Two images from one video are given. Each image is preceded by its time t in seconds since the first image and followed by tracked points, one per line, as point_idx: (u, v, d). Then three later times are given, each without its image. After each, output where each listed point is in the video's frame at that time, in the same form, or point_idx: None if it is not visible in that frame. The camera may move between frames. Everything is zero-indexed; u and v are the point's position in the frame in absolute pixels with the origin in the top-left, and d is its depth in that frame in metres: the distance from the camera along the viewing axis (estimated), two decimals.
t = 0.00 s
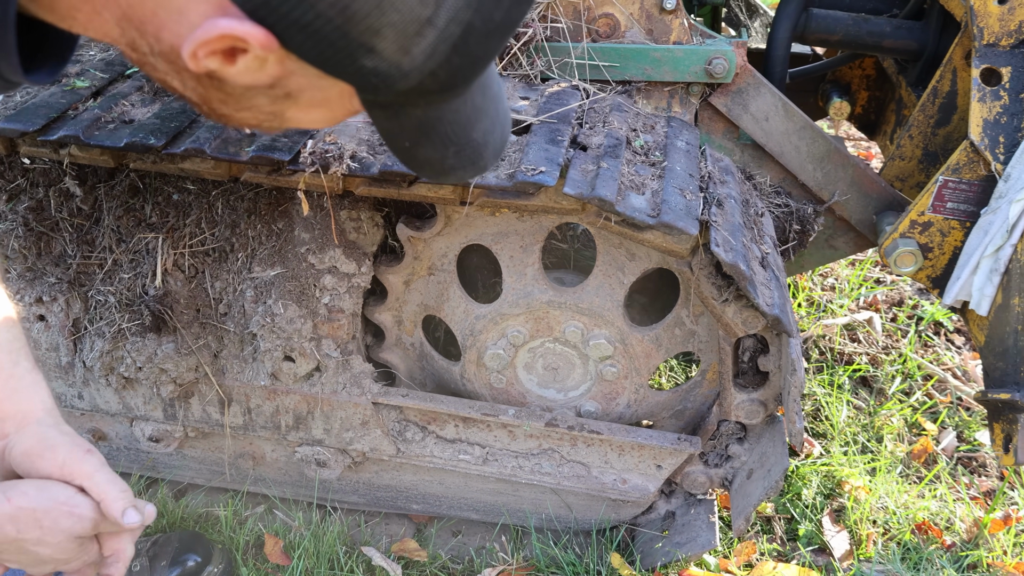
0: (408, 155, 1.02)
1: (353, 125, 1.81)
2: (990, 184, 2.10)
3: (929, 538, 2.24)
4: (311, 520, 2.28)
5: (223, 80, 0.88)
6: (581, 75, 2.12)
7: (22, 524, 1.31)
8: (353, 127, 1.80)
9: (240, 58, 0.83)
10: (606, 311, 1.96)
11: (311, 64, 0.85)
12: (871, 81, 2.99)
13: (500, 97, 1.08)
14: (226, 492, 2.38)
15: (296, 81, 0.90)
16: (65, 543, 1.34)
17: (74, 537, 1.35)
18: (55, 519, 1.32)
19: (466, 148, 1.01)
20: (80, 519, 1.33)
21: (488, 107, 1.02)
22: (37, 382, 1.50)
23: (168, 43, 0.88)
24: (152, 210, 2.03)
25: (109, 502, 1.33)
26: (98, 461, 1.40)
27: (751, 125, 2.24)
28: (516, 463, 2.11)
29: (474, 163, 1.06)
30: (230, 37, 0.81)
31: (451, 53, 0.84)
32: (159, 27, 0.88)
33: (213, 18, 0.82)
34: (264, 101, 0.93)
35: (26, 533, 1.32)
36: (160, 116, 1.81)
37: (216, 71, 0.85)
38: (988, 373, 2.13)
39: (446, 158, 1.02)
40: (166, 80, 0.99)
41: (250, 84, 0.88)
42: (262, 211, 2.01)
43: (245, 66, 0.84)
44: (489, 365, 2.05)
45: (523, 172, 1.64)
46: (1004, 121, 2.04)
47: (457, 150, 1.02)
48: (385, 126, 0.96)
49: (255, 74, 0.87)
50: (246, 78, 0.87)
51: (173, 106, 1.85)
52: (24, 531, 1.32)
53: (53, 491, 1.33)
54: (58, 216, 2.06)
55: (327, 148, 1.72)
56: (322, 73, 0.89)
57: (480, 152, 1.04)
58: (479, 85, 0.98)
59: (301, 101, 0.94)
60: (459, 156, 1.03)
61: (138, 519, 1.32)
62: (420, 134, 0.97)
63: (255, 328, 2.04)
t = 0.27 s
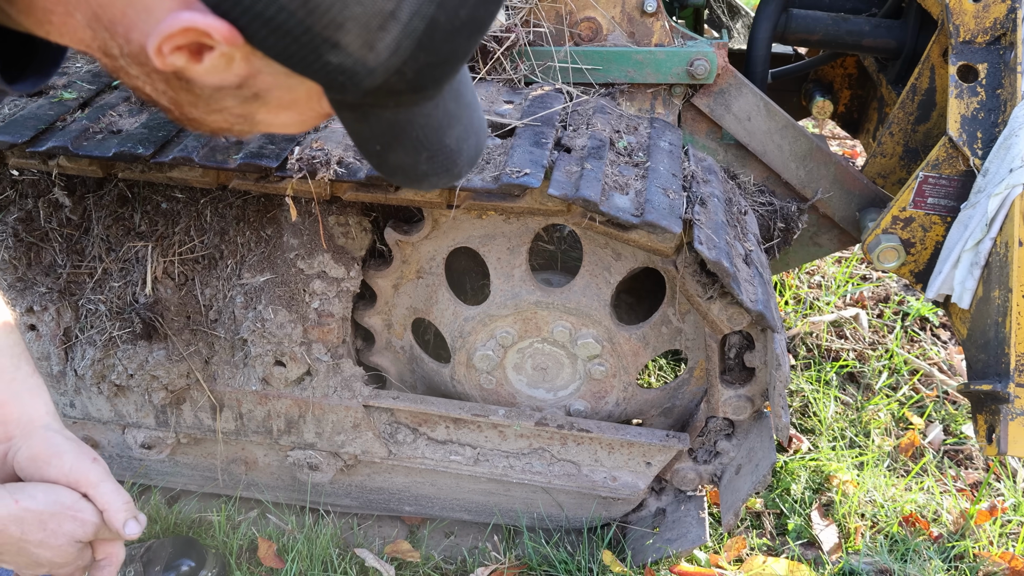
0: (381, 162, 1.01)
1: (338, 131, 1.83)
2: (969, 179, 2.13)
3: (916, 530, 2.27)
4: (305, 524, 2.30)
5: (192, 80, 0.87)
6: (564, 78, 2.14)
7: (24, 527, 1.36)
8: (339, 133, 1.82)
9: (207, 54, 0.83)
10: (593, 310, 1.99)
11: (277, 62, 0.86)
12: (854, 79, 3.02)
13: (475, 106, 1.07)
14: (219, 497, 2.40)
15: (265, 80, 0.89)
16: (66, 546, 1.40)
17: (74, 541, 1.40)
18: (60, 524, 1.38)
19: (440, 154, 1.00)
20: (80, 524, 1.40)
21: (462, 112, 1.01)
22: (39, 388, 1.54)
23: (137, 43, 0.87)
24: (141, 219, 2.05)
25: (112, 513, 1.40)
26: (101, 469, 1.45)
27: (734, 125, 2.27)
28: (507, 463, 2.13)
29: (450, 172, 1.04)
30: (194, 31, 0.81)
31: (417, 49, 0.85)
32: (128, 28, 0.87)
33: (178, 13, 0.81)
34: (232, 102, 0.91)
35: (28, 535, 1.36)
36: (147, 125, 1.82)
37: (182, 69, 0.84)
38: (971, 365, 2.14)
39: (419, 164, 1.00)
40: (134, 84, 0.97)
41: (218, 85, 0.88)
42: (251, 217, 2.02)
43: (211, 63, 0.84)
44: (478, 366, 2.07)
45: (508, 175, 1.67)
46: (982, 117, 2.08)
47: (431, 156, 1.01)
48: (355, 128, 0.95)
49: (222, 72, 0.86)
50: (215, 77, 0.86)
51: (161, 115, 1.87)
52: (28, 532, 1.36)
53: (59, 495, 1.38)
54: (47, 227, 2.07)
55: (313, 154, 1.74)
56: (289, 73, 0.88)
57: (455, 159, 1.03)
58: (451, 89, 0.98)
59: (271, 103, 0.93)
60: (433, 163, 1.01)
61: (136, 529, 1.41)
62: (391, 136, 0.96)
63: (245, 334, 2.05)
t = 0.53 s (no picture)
0: (333, 164, 1.01)
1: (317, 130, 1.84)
2: (943, 174, 2.16)
3: (895, 522, 2.29)
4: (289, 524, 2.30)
5: (139, 79, 0.85)
6: (543, 77, 2.16)
7: None
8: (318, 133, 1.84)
9: (153, 54, 0.81)
10: (573, 307, 2.00)
11: (224, 64, 0.85)
12: (833, 79, 3.06)
13: (432, 110, 1.07)
14: (204, 498, 2.40)
15: (213, 80, 0.88)
16: (37, 551, 1.41)
17: (46, 546, 1.42)
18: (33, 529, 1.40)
19: (393, 159, 1.01)
20: (53, 529, 1.41)
21: (417, 117, 1.01)
22: (13, 391, 1.52)
23: (85, 41, 0.84)
24: (122, 220, 2.05)
25: (84, 519, 1.42)
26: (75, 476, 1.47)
27: (712, 123, 2.29)
28: (490, 459, 2.14)
29: (403, 177, 1.05)
30: (139, 31, 0.79)
31: (363, 55, 0.85)
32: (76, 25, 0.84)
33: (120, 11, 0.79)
34: (181, 102, 0.90)
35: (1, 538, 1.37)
36: (126, 126, 1.83)
37: (128, 68, 0.82)
38: (946, 358, 2.17)
39: (371, 168, 1.01)
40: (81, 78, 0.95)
41: (166, 84, 0.86)
42: (232, 218, 2.03)
43: (156, 62, 0.82)
44: (460, 363, 2.08)
45: (485, 172, 1.69)
46: (954, 113, 2.09)
47: (384, 160, 1.01)
48: (306, 131, 0.95)
49: (168, 71, 0.84)
50: (162, 77, 0.85)
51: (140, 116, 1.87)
52: None
53: (32, 499, 1.40)
54: (28, 228, 2.07)
55: (292, 153, 1.75)
56: (237, 75, 0.87)
57: (408, 164, 1.03)
58: (406, 93, 0.98)
59: (219, 103, 0.91)
60: (386, 167, 1.02)
61: (107, 537, 1.43)
62: (342, 140, 0.96)
63: (228, 333, 2.06)
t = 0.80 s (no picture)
0: (288, 168, 1.01)
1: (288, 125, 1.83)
2: (914, 167, 2.18)
3: (867, 511, 2.31)
4: (265, 520, 2.30)
5: (89, 79, 0.85)
6: (517, 71, 2.16)
7: None
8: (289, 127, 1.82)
9: (103, 55, 0.81)
10: (547, 300, 2.01)
11: (175, 66, 0.84)
12: (807, 73, 3.07)
13: (393, 116, 1.07)
14: (179, 494, 2.39)
15: (165, 83, 0.88)
16: (9, 544, 1.45)
17: (17, 539, 1.46)
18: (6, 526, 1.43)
19: (350, 165, 1.01)
20: (24, 523, 1.45)
21: (376, 124, 1.01)
22: None
23: (32, 37, 0.83)
24: (92, 215, 2.03)
25: (56, 512, 1.45)
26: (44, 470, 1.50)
27: (686, 116, 2.30)
28: (465, 453, 2.15)
29: (361, 182, 1.05)
30: (88, 32, 0.78)
31: (318, 63, 0.85)
32: (24, 20, 0.83)
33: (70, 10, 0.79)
34: (131, 103, 0.90)
35: None
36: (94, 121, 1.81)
37: (77, 67, 0.82)
38: (917, 349, 2.20)
39: (327, 173, 1.01)
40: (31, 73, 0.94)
41: (117, 85, 0.86)
42: (204, 212, 2.02)
43: (106, 63, 0.81)
44: (435, 357, 2.08)
45: (457, 165, 1.68)
46: (925, 106, 2.11)
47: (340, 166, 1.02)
48: (261, 135, 0.95)
49: (120, 74, 0.84)
50: (112, 77, 0.84)
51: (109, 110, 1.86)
52: None
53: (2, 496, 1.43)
54: None
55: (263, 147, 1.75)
56: (189, 77, 0.87)
57: (366, 170, 1.04)
58: (365, 101, 0.97)
59: (171, 105, 0.92)
60: (342, 172, 1.02)
61: (82, 528, 1.47)
62: (298, 145, 0.96)
63: (200, 329, 2.05)
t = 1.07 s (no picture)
0: (262, 157, 0.99)
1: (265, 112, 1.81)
2: (892, 154, 2.18)
3: (847, 497, 2.33)
4: (245, 510, 2.29)
5: (58, 64, 0.83)
6: (497, 58, 2.15)
7: None
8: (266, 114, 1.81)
9: (72, 38, 0.79)
10: (527, 288, 2.00)
11: (147, 51, 0.82)
12: (787, 61, 3.08)
13: (368, 106, 1.05)
14: (158, 485, 2.37)
15: (136, 68, 0.85)
16: None
17: None
18: None
19: (324, 155, 0.99)
20: (5, 512, 1.54)
21: (351, 113, 0.99)
22: None
23: None
24: (67, 205, 2.01)
25: (33, 501, 1.54)
26: (21, 461, 1.59)
27: (666, 104, 2.30)
28: (446, 441, 2.14)
29: (336, 173, 1.04)
30: (55, 14, 0.77)
31: (293, 50, 0.83)
32: None
33: None
34: (102, 90, 0.87)
35: None
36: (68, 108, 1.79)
37: (46, 51, 0.81)
38: (895, 335, 2.21)
39: (302, 163, 0.99)
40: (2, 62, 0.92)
41: (86, 70, 0.84)
42: (181, 201, 2.00)
43: (76, 46, 0.80)
44: (415, 346, 2.07)
45: (435, 152, 1.67)
46: (903, 93, 2.13)
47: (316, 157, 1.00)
48: (234, 124, 0.93)
49: (90, 58, 0.82)
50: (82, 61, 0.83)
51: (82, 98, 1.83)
52: None
53: None
54: None
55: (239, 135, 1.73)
56: (161, 63, 0.85)
57: (341, 160, 1.02)
58: (340, 90, 0.96)
59: (143, 92, 0.89)
60: (317, 162, 1.00)
61: (59, 516, 1.55)
62: (272, 135, 0.94)
63: (178, 319, 2.03)
